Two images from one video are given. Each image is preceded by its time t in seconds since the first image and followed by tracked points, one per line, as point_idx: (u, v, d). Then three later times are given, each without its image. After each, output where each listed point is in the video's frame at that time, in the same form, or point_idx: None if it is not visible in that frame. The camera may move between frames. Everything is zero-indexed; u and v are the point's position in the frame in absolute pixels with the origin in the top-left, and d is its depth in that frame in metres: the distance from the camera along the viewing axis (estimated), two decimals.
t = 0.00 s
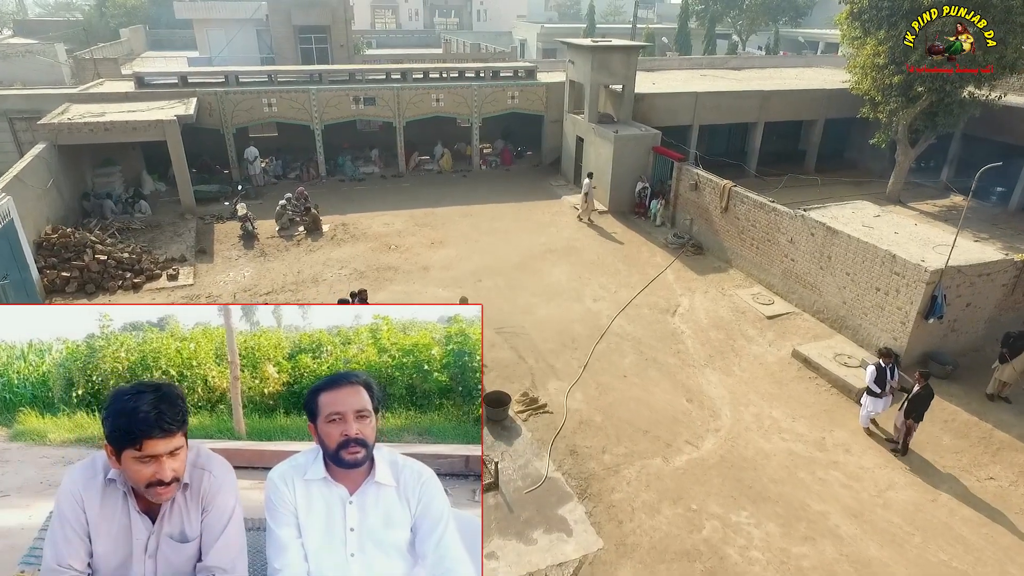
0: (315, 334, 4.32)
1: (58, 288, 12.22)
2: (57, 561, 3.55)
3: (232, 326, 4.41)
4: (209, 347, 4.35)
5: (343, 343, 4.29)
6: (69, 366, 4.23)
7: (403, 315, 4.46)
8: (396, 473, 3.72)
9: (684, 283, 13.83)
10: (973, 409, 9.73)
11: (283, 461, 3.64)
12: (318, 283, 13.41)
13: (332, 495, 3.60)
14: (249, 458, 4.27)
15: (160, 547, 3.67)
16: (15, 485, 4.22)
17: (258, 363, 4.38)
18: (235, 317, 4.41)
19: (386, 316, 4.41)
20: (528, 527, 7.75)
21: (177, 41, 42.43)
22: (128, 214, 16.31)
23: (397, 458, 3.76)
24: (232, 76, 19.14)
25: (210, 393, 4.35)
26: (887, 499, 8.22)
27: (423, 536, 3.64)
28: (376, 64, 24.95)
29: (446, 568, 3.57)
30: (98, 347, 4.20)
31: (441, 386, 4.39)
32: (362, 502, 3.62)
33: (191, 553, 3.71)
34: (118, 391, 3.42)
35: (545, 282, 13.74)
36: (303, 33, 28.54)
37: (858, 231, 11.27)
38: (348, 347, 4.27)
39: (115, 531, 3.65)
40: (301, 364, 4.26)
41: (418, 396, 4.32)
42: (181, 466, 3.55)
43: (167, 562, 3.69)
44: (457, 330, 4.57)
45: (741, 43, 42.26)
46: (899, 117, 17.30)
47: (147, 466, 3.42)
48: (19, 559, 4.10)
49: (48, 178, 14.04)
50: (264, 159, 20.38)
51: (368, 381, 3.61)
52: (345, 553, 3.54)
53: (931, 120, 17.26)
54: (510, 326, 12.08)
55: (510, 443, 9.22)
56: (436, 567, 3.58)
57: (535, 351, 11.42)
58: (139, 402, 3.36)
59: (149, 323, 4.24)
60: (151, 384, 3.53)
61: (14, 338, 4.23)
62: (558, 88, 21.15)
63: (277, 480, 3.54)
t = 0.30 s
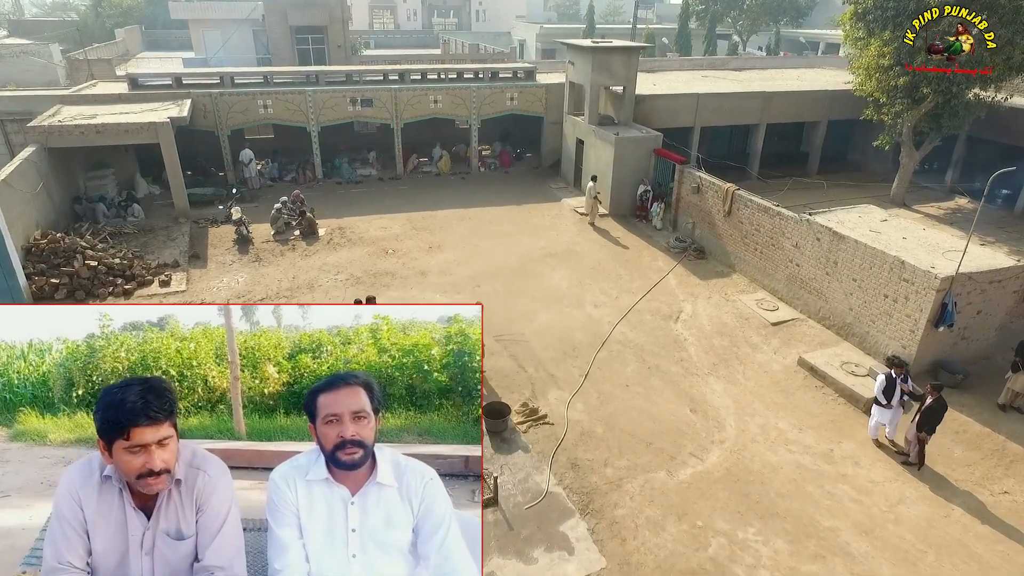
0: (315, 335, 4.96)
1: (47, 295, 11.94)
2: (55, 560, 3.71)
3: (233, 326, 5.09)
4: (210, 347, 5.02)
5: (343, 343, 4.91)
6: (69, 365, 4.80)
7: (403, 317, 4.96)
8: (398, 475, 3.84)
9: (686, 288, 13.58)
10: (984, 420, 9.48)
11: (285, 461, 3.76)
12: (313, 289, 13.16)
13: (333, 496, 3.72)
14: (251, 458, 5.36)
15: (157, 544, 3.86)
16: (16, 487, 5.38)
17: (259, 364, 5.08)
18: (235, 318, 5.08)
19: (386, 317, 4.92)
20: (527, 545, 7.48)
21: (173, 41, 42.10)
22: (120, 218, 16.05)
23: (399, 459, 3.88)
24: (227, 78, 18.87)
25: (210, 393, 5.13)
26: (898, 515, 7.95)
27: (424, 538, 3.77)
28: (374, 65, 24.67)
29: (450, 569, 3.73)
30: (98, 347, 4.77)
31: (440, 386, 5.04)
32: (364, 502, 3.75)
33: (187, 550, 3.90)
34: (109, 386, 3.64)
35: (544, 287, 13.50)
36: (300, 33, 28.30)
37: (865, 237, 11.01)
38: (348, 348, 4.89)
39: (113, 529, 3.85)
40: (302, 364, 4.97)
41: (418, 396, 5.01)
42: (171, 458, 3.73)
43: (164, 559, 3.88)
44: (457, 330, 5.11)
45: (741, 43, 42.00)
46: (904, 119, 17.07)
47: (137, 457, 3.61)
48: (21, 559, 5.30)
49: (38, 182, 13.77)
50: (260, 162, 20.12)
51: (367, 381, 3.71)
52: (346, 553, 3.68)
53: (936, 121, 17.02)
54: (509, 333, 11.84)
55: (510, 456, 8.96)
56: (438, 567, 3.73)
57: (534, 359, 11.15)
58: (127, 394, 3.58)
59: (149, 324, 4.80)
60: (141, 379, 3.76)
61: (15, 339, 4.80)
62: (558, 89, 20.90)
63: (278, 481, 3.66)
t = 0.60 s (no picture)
0: (315, 335, 4.71)
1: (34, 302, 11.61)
2: (59, 557, 3.99)
3: (233, 326, 4.87)
4: (209, 347, 4.80)
5: (343, 343, 4.69)
6: (69, 365, 4.70)
7: (402, 316, 4.80)
8: (400, 478, 4.03)
9: (689, 294, 13.30)
10: (998, 433, 9.21)
11: (288, 462, 3.94)
12: (308, 295, 12.87)
13: (334, 498, 3.89)
14: (250, 459, 4.82)
15: (154, 540, 4.12)
16: (17, 486, 4.87)
17: (258, 364, 4.81)
18: (235, 318, 4.86)
19: (386, 316, 4.78)
20: (528, 567, 7.19)
21: (169, 41, 41.82)
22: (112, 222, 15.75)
23: (401, 462, 4.07)
24: (222, 79, 18.57)
25: (210, 394, 4.76)
26: (912, 533, 7.66)
27: (424, 539, 3.97)
28: (371, 66, 24.38)
29: (451, 568, 3.97)
30: (98, 347, 4.67)
31: (440, 386, 4.79)
32: (364, 504, 3.92)
33: (184, 546, 4.15)
34: (101, 382, 3.91)
35: (544, 293, 13.22)
36: (296, 33, 28.02)
37: (873, 243, 10.74)
38: (348, 347, 4.65)
39: (111, 526, 4.10)
40: (301, 364, 4.67)
41: (418, 397, 4.74)
42: (162, 451, 4.01)
43: (161, 555, 4.14)
44: (457, 330, 4.98)
45: (741, 44, 41.72)
46: (909, 121, 16.84)
47: (129, 449, 3.89)
48: (21, 559, 4.73)
49: (26, 186, 13.49)
50: (255, 164, 19.82)
51: (370, 384, 3.93)
52: (347, 555, 3.86)
53: (941, 124, 16.79)
54: (509, 341, 11.56)
55: (509, 471, 8.67)
56: (439, 566, 3.96)
57: (534, 369, 10.86)
58: (118, 388, 3.86)
59: (150, 324, 4.70)
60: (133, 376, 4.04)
61: (15, 339, 4.77)
62: (558, 90, 20.62)
63: (281, 482, 3.84)
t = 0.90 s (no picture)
0: (315, 334, 4.63)
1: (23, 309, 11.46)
2: (58, 557, 3.78)
3: (233, 326, 4.77)
4: (209, 348, 4.69)
5: (343, 343, 4.60)
6: (69, 365, 4.58)
7: (402, 316, 4.66)
8: (400, 479, 3.90)
9: (692, 299, 13.06)
10: (1010, 444, 8.99)
11: (288, 464, 3.77)
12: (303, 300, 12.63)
13: (336, 500, 3.73)
14: (251, 459, 4.77)
15: (155, 542, 3.91)
16: (16, 486, 4.72)
17: (258, 364, 4.74)
18: (235, 318, 4.77)
19: (386, 316, 4.66)
20: None
21: (165, 42, 41.58)
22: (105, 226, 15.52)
23: (401, 463, 3.94)
24: (217, 80, 18.34)
25: (210, 394, 4.70)
26: (925, 550, 7.42)
27: (425, 540, 3.82)
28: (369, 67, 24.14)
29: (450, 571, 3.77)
30: (98, 347, 4.54)
31: (440, 386, 4.64)
32: (365, 506, 3.78)
33: (186, 548, 3.94)
34: (104, 385, 3.65)
35: (544, 298, 12.99)
36: (293, 34, 27.81)
37: (880, 248, 10.50)
38: (349, 347, 4.56)
39: (112, 527, 3.89)
40: (301, 364, 4.62)
41: (418, 396, 4.57)
42: (166, 455, 3.75)
43: (164, 557, 3.93)
44: (457, 330, 4.79)
45: (742, 44, 41.49)
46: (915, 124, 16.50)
47: (133, 454, 3.62)
48: (23, 559, 4.51)
49: (17, 190, 13.26)
50: (251, 166, 19.57)
51: (380, 388, 3.75)
52: (348, 556, 3.69)
53: (947, 125, 16.60)
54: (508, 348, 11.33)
55: (508, 484, 8.43)
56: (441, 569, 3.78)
57: (534, 378, 10.62)
58: (122, 392, 3.59)
59: (150, 323, 4.59)
60: (137, 378, 3.77)
61: (15, 338, 4.64)
62: (558, 91, 20.40)
63: (281, 483, 3.68)
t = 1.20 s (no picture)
0: (315, 334, 4.39)
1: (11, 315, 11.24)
2: (58, 559, 3.79)
3: (233, 326, 4.51)
4: (209, 348, 4.45)
5: (343, 343, 4.33)
6: (70, 365, 4.35)
7: (402, 315, 4.39)
8: (401, 481, 3.85)
9: (695, 305, 12.82)
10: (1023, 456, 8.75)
11: (289, 464, 3.77)
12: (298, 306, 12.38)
13: (336, 501, 3.72)
14: (251, 459, 4.52)
15: (157, 544, 3.91)
16: (17, 486, 4.52)
17: (258, 364, 4.50)
18: (234, 317, 4.51)
19: (386, 316, 4.39)
20: None
21: (161, 42, 41.29)
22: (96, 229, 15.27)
23: (402, 465, 3.89)
24: (212, 81, 18.08)
25: (210, 393, 4.48)
26: (937, 568, 7.18)
27: (424, 541, 3.77)
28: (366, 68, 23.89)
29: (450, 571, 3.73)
30: (98, 347, 4.31)
31: (440, 387, 4.37)
32: (366, 507, 3.74)
33: (188, 551, 3.95)
34: (109, 390, 3.67)
35: (544, 304, 12.74)
36: (290, 34, 27.55)
37: (888, 254, 10.26)
38: (348, 347, 4.30)
39: (114, 530, 3.89)
40: (301, 364, 4.37)
41: (418, 396, 4.33)
42: (170, 460, 3.78)
43: (165, 558, 3.94)
44: (457, 330, 4.55)
45: (742, 45, 41.27)
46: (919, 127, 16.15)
47: (138, 460, 3.66)
48: (22, 560, 4.35)
49: (5, 194, 13.01)
50: (246, 169, 19.30)
51: (382, 390, 3.72)
52: (347, 556, 3.67)
53: (951, 127, 16.35)
54: (507, 356, 11.10)
55: (507, 498, 8.19)
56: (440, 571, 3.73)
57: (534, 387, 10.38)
58: (127, 399, 3.61)
59: (150, 324, 4.36)
60: (142, 384, 3.77)
61: (16, 338, 4.43)
62: (557, 92, 20.17)
63: (281, 484, 3.68)
